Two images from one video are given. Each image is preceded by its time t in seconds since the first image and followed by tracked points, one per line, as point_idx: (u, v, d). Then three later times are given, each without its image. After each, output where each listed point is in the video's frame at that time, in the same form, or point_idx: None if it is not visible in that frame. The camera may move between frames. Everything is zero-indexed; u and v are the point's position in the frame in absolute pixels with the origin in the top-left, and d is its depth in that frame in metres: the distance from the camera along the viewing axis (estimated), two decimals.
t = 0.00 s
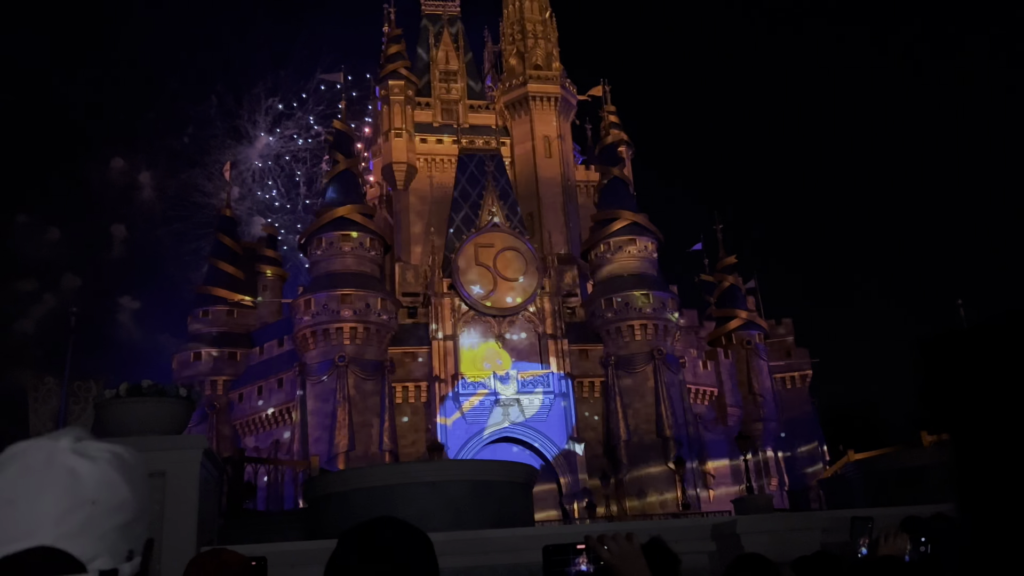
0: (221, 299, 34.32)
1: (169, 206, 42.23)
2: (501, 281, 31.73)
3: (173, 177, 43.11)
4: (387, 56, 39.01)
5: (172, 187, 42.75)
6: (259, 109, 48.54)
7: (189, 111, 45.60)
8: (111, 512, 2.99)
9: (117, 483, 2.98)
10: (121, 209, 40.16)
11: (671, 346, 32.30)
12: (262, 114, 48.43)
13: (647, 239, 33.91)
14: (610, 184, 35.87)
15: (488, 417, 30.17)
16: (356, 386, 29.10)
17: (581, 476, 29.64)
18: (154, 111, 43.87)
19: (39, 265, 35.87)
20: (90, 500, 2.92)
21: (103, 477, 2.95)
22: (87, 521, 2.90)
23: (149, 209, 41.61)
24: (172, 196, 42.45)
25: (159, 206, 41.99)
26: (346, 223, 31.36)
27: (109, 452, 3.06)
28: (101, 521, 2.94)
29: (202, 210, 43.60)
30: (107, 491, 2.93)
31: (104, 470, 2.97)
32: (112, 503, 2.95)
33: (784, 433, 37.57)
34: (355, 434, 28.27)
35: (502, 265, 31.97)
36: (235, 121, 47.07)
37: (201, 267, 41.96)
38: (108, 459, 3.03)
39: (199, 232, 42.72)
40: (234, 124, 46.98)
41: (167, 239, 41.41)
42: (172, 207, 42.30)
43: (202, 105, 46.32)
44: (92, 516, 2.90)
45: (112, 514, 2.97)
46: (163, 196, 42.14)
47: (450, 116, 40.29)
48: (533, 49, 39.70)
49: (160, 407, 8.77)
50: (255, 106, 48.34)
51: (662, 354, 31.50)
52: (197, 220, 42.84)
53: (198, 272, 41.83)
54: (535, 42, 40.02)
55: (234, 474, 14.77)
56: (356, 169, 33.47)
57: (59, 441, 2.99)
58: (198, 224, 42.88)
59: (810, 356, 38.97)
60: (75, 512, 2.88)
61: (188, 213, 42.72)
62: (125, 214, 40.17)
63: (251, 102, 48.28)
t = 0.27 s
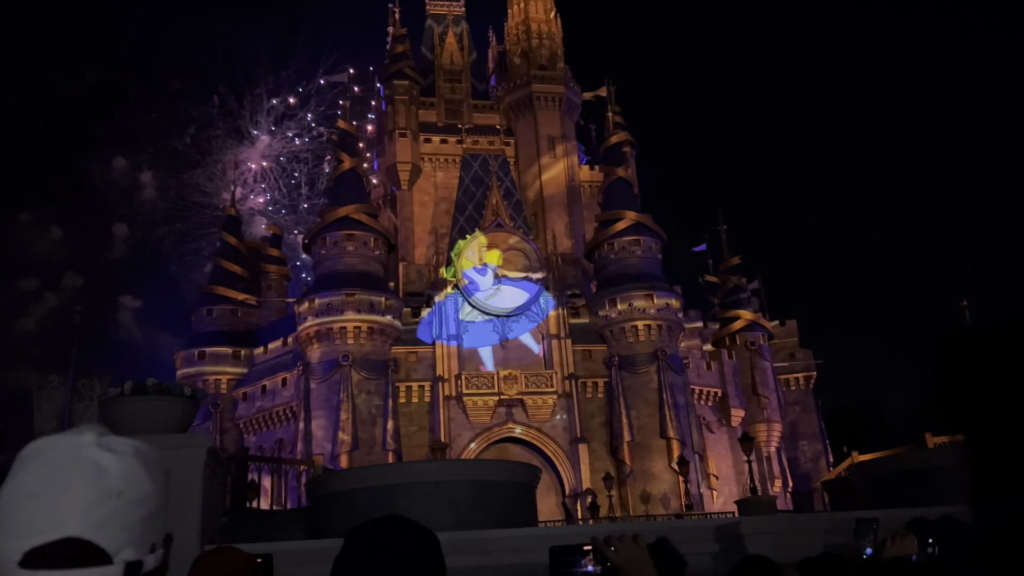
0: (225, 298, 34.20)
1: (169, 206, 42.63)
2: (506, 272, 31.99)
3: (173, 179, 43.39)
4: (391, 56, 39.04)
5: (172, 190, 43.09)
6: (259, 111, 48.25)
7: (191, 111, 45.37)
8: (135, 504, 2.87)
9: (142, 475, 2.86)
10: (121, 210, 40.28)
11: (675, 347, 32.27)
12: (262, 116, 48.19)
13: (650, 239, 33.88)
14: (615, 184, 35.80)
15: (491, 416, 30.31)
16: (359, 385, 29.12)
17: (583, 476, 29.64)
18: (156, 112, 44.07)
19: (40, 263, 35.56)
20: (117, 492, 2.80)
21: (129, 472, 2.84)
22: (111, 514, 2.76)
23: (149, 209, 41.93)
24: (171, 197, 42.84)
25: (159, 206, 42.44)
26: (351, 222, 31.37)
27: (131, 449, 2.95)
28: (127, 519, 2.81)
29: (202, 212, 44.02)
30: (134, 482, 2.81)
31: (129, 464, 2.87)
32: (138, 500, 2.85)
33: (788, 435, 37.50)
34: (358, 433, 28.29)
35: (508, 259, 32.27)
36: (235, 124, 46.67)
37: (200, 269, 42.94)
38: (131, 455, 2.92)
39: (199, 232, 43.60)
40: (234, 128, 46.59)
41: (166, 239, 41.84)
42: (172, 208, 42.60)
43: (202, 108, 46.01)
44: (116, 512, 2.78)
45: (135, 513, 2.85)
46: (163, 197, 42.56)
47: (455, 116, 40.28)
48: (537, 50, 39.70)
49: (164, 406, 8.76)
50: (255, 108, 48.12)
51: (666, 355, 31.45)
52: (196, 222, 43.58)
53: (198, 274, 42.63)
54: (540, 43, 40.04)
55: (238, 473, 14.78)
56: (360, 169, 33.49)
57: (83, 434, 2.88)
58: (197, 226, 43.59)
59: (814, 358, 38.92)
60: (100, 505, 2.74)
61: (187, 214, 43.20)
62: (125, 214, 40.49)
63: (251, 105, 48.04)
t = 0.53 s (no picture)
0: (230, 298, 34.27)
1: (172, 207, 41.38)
2: (506, 278, 31.56)
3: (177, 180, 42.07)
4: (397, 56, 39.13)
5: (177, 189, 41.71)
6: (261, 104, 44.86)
7: (194, 111, 43.85)
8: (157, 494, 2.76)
9: (166, 465, 2.79)
10: (122, 209, 39.75)
11: (680, 348, 32.26)
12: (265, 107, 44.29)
13: (655, 240, 33.85)
14: (620, 185, 35.75)
15: (495, 417, 30.44)
16: (363, 385, 29.13)
17: (588, 477, 29.59)
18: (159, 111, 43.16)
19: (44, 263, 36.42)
20: (144, 477, 2.70)
21: (154, 459, 2.76)
22: (141, 500, 2.66)
23: (153, 210, 40.92)
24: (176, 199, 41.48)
25: (164, 206, 41.27)
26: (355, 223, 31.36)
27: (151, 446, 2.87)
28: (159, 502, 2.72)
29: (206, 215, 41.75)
30: (163, 467, 2.73)
31: (152, 455, 2.78)
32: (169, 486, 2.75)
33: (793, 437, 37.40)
34: (362, 434, 28.29)
35: (511, 263, 31.80)
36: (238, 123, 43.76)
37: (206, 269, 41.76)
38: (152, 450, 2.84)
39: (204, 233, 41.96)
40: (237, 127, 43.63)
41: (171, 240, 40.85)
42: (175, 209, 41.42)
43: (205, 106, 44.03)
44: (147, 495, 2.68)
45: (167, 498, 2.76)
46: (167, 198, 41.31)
47: (460, 116, 40.28)
48: (543, 51, 39.70)
49: (172, 405, 8.78)
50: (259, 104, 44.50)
51: (670, 357, 31.38)
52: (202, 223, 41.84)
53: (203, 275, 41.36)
54: (545, 44, 40.02)
55: (243, 473, 14.80)
56: (365, 169, 33.52)
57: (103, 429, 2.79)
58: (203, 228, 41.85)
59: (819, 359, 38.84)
60: (130, 491, 2.65)
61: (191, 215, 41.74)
62: (128, 214, 39.88)
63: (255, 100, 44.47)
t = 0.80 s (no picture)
0: (234, 299, 34.34)
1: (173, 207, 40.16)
2: (513, 282, 31.65)
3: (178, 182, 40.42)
4: (402, 58, 39.26)
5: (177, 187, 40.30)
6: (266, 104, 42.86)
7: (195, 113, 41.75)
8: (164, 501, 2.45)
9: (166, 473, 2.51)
10: (125, 210, 39.66)
11: (684, 350, 32.26)
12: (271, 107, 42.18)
13: (660, 242, 33.85)
14: (624, 187, 35.73)
15: (500, 418, 30.36)
16: (368, 387, 29.15)
17: (592, 479, 29.54)
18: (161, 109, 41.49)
19: (47, 264, 37.02)
20: (152, 482, 2.41)
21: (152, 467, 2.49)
22: (154, 495, 2.37)
23: (157, 210, 40.36)
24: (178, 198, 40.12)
25: (167, 207, 40.52)
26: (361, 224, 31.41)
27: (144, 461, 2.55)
28: (167, 498, 2.43)
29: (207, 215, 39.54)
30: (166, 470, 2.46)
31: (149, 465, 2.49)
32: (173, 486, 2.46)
33: (798, 439, 37.34)
34: (366, 435, 28.28)
35: (516, 267, 31.94)
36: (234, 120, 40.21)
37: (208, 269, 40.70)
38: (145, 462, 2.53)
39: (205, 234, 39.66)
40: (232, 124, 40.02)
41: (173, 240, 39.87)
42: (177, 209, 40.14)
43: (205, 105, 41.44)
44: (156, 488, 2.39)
45: (175, 504, 2.47)
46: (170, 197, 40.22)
47: (464, 118, 40.37)
48: (548, 52, 39.65)
49: (177, 407, 8.78)
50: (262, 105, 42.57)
51: (675, 358, 31.38)
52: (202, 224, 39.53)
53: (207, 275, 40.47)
54: (550, 45, 39.94)
55: (248, 473, 14.82)
56: (370, 170, 33.59)
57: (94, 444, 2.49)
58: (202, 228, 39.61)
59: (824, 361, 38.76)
60: (145, 487, 2.36)
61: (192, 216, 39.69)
62: (131, 215, 39.71)
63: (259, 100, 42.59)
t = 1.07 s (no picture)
0: (239, 300, 34.36)
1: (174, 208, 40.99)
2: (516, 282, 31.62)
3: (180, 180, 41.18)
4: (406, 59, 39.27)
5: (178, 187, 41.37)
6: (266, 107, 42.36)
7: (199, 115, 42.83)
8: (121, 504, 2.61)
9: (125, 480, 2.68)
10: (127, 212, 39.89)
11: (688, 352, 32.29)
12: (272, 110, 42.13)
13: (664, 244, 33.81)
14: (628, 189, 35.71)
15: (503, 420, 30.33)
16: (372, 388, 29.16)
17: (596, 481, 29.52)
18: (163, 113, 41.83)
19: (50, 265, 36.70)
20: (109, 486, 2.57)
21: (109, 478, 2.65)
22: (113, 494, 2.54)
23: (158, 212, 41.05)
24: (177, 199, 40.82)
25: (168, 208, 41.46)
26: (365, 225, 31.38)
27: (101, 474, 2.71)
28: (129, 494, 2.61)
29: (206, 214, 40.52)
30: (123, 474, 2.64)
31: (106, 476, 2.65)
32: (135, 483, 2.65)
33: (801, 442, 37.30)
34: (370, 436, 28.29)
35: (519, 268, 31.98)
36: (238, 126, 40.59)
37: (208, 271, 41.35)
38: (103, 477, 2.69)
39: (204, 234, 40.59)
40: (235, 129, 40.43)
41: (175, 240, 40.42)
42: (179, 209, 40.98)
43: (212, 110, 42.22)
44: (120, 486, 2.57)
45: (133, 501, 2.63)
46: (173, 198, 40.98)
47: (468, 119, 40.37)
48: (552, 54, 39.70)
49: (183, 408, 8.80)
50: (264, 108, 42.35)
51: (679, 361, 31.29)
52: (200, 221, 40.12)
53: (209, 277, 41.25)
54: (553, 46, 39.95)
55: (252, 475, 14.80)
56: (375, 171, 33.61)
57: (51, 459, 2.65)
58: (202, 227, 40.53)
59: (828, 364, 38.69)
60: (103, 485, 2.53)
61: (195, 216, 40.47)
62: (133, 216, 40.11)
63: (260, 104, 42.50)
